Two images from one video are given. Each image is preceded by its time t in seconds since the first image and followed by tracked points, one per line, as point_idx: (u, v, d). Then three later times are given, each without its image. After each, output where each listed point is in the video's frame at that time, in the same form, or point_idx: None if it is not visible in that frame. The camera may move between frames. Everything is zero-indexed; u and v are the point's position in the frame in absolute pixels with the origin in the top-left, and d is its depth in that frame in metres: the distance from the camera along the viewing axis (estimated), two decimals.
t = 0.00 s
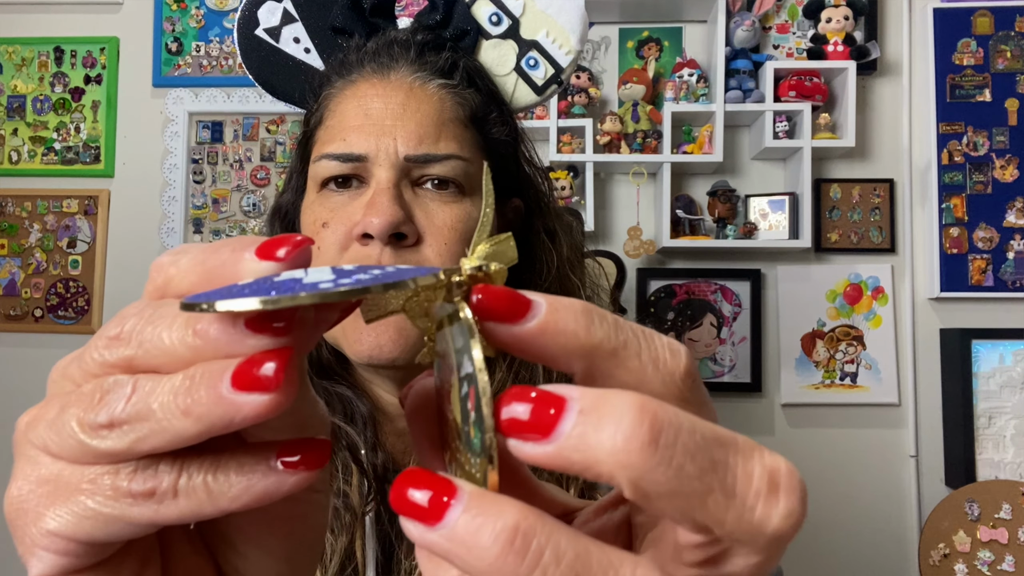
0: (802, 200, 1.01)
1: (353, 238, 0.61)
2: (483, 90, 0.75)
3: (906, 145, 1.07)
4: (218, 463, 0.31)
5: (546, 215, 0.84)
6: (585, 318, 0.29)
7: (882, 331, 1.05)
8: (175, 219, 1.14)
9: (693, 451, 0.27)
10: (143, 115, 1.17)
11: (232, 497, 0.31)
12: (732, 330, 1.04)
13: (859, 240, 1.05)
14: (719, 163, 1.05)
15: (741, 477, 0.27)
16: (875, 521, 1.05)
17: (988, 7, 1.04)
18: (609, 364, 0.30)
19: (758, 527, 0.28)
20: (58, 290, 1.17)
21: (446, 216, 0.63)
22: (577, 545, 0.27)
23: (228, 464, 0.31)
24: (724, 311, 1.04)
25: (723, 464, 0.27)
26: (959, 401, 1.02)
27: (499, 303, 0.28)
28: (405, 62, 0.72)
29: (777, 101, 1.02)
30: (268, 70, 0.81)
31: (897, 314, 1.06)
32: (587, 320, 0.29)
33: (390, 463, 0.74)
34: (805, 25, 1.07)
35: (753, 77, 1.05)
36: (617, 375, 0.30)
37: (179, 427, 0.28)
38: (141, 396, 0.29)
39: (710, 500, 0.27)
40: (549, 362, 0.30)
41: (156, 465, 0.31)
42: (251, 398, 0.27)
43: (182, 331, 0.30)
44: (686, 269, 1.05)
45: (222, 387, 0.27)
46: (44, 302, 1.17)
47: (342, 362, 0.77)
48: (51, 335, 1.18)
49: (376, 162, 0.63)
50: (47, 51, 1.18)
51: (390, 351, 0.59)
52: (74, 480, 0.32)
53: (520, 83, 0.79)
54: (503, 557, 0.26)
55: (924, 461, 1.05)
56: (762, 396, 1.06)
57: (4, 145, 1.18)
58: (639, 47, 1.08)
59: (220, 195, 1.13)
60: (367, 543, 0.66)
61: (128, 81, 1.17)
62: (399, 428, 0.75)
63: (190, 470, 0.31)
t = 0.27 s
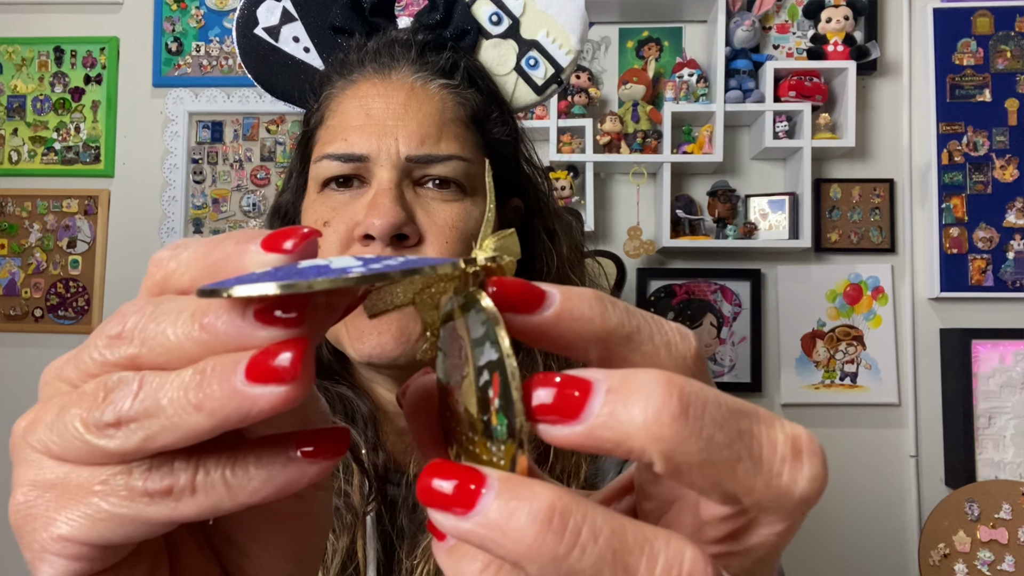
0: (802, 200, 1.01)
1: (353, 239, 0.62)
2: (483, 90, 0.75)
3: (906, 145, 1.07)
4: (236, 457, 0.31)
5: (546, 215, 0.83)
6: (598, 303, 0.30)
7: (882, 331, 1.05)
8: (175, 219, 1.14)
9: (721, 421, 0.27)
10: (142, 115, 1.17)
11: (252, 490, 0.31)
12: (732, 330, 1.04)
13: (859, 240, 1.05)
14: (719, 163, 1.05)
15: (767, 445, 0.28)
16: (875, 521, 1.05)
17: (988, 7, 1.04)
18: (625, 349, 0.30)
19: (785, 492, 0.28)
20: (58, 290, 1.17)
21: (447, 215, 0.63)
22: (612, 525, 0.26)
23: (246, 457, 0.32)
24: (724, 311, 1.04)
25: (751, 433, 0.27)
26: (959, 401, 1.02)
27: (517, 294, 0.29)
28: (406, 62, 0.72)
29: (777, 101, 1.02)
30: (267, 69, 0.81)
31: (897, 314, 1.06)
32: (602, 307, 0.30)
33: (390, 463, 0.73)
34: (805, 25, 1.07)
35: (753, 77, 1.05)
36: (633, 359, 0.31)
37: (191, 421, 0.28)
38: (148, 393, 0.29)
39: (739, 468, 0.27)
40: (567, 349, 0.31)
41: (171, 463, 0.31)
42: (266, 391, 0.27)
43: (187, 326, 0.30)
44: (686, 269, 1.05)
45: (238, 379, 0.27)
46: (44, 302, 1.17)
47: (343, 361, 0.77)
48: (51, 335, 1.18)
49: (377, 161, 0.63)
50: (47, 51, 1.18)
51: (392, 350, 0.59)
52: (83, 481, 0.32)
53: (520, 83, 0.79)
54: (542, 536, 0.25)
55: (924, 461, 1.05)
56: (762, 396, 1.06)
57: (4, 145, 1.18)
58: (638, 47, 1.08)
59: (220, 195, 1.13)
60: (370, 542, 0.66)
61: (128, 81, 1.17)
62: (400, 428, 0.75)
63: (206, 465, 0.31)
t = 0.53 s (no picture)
0: (801, 200, 1.01)
1: (353, 237, 0.61)
2: (483, 90, 0.75)
3: (906, 145, 1.07)
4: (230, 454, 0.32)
5: (546, 216, 0.84)
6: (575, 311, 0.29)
7: (883, 331, 1.05)
8: (175, 219, 1.14)
9: (692, 440, 0.27)
10: (143, 115, 1.17)
11: (244, 488, 0.31)
12: (732, 330, 1.04)
13: (859, 240, 1.05)
14: (719, 163, 1.05)
15: (740, 466, 0.28)
16: (875, 521, 1.05)
17: (988, 6, 1.04)
18: (601, 359, 0.30)
19: (758, 511, 0.28)
20: (58, 290, 1.17)
21: (448, 215, 0.63)
22: (582, 543, 0.27)
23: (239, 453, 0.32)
24: (724, 311, 1.04)
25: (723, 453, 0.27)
26: (959, 401, 1.02)
27: (495, 297, 0.28)
28: (407, 62, 0.72)
29: (776, 101, 1.02)
30: (267, 70, 0.81)
31: (897, 314, 1.06)
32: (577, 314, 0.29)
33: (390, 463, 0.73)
34: (805, 25, 1.07)
35: (753, 77, 1.05)
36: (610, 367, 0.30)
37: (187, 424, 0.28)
38: (146, 393, 0.29)
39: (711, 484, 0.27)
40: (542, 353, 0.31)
41: (167, 460, 0.31)
42: (258, 395, 0.27)
43: (185, 330, 0.30)
44: (686, 269, 1.05)
45: (230, 383, 0.27)
46: (44, 302, 1.17)
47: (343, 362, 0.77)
48: (51, 335, 1.18)
49: (378, 161, 0.63)
50: (47, 51, 1.18)
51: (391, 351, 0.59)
52: (81, 477, 0.32)
53: (520, 83, 0.79)
54: (511, 556, 0.26)
55: (924, 461, 1.05)
56: (762, 396, 1.06)
57: (4, 145, 1.18)
58: (639, 47, 1.08)
59: (220, 195, 1.13)
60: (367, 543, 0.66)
61: (128, 81, 1.17)
62: (399, 428, 0.75)
63: (200, 462, 0.31)
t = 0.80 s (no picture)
0: (802, 200, 1.01)
1: (368, 234, 0.61)
2: (492, 91, 0.75)
3: (906, 144, 1.07)
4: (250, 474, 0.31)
5: (547, 217, 0.83)
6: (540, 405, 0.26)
7: (882, 331, 1.05)
8: (175, 219, 1.14)
9: (583, 555, 0.26)
10: (143, 115, 1.17)
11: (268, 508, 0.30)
12: (732, 330, 1.04)
13: (859, 240, 1.05)
14: (719, 163, 1.05)
15: None
16: (875, 521, 1.05)
17: (988, 7, 1.04)
18: (556, 457, 0.27)
19: None
20: (58, 290, 1.17)
21: (461, 215, 0.63)
22: None
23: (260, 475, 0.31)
24: (724, 311, 1.04)
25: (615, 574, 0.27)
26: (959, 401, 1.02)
27: (455, 395, 0.25)
28: (420, 62, 0.72)
29: (776, 101, 1.02)
30: (273, 66, 0.81)
31: (897, 314, 1.06)
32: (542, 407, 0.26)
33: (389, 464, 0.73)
34: (805, 25, 1.07)
35: (753, 77, 1.05)
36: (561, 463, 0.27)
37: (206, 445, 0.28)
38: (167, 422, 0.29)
39: None
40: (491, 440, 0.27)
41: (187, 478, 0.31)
42: (296, 502, 0.26)
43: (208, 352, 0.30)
44: (686, 269, 1.05)
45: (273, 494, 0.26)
46: (44, 302, 1.17)
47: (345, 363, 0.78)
48: (52, 335, 1.18)
49: (392, 159, 0.63)
50: (47, 51, 1.18)
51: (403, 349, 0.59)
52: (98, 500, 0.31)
53: (524, 86, 0.79)
54: None
55: (924, 461, 1.05)
56: (761, 396, 1.06)
57: (4, 145, 1.18)
58: (638, 47, 1.08)
59: (220, 195, 1.13)
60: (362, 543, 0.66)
61: (128, 81, 1.17)
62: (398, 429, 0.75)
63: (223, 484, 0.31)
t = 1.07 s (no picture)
0: (802, 200, 1.01)
1: (371, 232, 0.61)
2: (492, 89, 0.75)
3: (906, 145, 1.07)
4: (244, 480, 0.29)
5: (546, 217, 0.84)
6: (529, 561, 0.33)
7: (882, 331, 1.05)
8: (175, 219, 1.14)
9: None
10: (143, 115, 1.17)
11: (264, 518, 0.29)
12: (732, 330, 1.04)
13: (860, 240, 1.05)
14: (719, 163, 1.05)
15: None
16: (876, 521, 1.05)
17: (988, 7, 1.04)
18: None
19: None
20: (58, 290, 1.17)
21: (463, 212, 0.63)
22: None
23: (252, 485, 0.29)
24: (724, 311, 1.04)
25: None
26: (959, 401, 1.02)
27: (452, 548, 0.31)
28: (420, 60, 0.72)
29: (776, 101, 1.03)
30: (270, 66, 0.80)
31: (897, 314, 1.06)
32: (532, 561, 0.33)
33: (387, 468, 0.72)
34: (805, 25, 1.07)
35: (753, 77, 1.05)
36: None
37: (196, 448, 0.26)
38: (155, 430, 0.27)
39: None
40: None
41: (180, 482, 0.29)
42: None
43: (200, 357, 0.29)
44: (686, 269, 1.05)
45: None
46: (44, 302, 1.17)
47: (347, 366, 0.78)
48: (52, 335, 1.18)
49: (394, 154, 0.63)
50: (47, 51, 1.18)
51: (408, 346, 0.59)
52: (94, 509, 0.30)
53: (523, 84, 0.79)
54: None
55: (924, 461, 1.05)
56: (761, 396, 1.06)
57: (4, 145, 1.18)
58: (638, 47, 1.08)
59: (220, 195, 1.13)
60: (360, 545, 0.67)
61: (128, 81, 1.17)
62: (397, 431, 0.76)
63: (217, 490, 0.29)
